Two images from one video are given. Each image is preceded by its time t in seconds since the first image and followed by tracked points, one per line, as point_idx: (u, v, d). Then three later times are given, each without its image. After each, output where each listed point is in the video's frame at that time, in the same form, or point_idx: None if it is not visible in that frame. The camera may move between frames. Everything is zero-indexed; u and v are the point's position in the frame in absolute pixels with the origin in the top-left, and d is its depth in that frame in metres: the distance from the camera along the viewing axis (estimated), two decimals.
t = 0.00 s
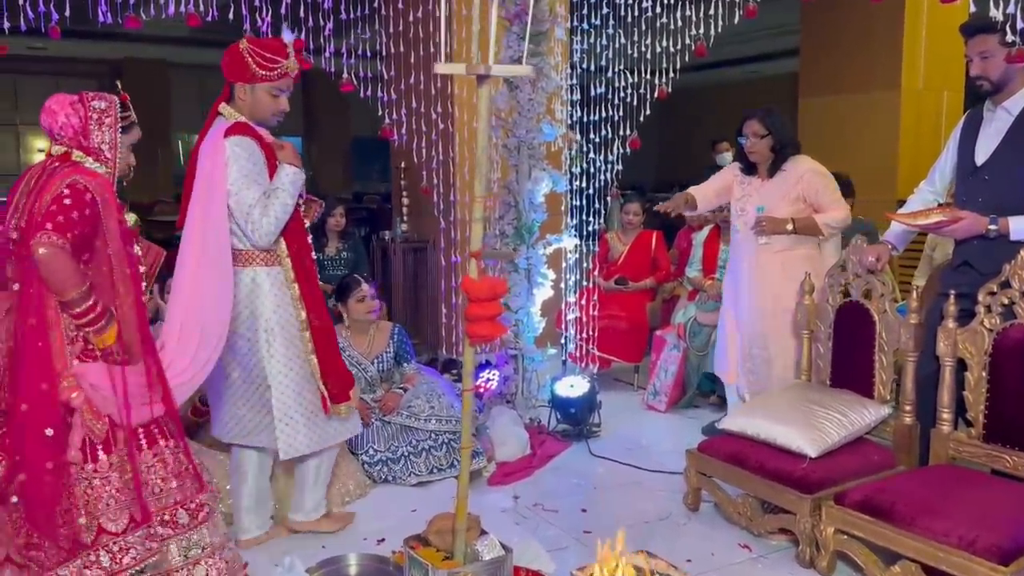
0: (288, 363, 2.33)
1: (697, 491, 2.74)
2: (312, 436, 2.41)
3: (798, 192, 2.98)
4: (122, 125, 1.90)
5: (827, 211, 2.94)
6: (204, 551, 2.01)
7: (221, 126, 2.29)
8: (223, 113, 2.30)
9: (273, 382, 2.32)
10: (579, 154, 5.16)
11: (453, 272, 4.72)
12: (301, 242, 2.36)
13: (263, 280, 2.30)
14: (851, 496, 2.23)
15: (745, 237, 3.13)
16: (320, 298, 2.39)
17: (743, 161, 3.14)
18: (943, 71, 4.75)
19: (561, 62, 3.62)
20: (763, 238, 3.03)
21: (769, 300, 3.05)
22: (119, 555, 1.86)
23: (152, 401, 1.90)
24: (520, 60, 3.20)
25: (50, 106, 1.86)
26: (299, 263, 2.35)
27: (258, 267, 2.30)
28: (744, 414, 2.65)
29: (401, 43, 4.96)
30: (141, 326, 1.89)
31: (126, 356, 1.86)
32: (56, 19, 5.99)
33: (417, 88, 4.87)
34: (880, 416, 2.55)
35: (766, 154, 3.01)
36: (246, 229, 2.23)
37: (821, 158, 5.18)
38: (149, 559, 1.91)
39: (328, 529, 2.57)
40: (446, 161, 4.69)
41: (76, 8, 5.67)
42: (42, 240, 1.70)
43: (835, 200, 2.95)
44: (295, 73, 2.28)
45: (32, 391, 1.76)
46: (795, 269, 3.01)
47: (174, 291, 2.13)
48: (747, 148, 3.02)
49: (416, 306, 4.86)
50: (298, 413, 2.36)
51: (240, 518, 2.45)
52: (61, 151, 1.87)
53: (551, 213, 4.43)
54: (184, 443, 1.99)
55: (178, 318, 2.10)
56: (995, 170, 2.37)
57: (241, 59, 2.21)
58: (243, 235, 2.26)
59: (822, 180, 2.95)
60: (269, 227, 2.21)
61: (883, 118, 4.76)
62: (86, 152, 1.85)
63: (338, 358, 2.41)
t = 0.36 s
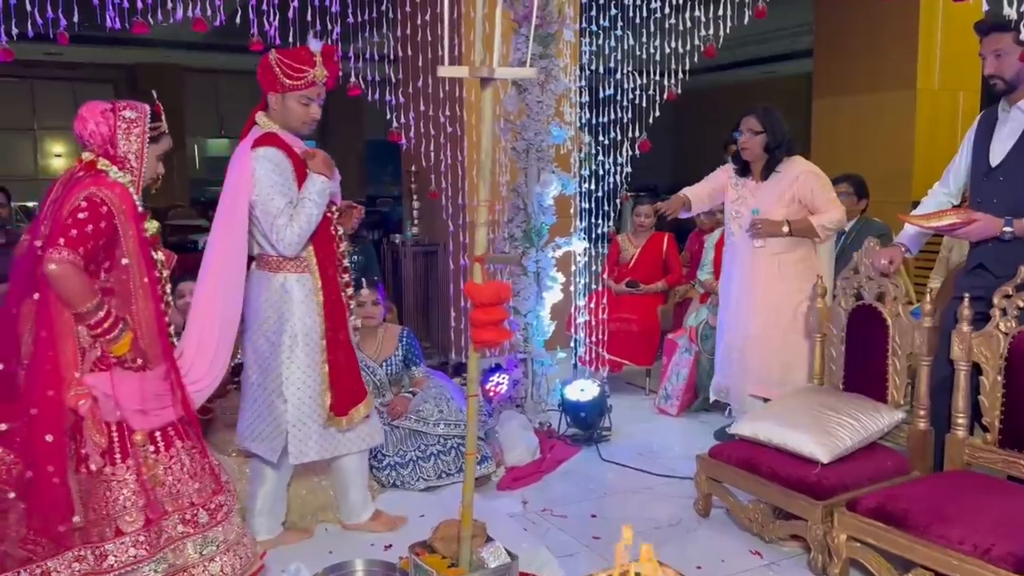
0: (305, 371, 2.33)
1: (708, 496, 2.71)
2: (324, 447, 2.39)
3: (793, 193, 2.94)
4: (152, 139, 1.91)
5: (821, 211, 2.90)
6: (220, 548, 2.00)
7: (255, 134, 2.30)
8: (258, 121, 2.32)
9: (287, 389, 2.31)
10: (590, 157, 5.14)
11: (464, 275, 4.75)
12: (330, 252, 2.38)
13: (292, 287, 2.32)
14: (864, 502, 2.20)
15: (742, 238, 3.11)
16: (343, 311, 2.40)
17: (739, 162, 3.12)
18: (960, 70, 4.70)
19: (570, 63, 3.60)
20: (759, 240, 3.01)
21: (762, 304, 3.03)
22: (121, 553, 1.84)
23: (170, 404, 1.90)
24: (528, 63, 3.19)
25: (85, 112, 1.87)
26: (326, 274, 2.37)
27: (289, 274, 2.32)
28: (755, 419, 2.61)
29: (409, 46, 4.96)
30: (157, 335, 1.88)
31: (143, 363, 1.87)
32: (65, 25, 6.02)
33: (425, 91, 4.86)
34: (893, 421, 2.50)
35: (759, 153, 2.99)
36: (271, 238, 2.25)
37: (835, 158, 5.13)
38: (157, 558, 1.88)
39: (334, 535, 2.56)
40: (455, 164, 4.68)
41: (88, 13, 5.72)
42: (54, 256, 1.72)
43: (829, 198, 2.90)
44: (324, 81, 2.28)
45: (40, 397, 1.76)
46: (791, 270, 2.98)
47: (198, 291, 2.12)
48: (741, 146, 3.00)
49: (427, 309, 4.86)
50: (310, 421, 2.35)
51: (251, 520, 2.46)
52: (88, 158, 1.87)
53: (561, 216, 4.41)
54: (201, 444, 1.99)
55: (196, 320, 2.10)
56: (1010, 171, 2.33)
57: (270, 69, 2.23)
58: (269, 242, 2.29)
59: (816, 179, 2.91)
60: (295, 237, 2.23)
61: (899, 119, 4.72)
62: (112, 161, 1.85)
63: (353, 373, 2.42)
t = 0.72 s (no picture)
0: (357, 371, 2.38)
1: (717, 500, 2.69)
2: (376, 446, 2.44)
3: (799, 195, 2.94)
4: (190, 150, 1.94)
5: (827, 213, 2.91)
6: (237, 546, 2.00)
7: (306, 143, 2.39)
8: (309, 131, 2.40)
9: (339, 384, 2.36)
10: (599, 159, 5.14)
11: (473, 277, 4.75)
12: (376, 254, 2.39)
13: (341, 289, 2.36)
14: (874, 506, 2.17)
15: (747, 241, 3.09)
16: (391, 309, 2.43)
17: (742, 165, 3.09)
18: (973, 70, 4.66)
19: (577, 65, 3.59)
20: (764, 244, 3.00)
21: (769, 307, 3.00)
22: (151, 549, 1.87)
23: (191, 403, 1.92)
24: (535, 65, 3.18)
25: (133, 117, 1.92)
26: (375, 275, 2.39)
27: (340, 276, 2.36)
28: (765, 423, 2.60)
29: (418, 49, 4.97)
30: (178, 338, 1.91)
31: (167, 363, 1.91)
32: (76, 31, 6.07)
33: (433, 94, 4.87)
34: (904, 423, 2.49)
35: (765, 157, 2.96)
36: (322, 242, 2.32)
37: (847, 159, 5.11)
38: (183, 554, 1.91)
39: (343, 538, 2.57)
40: (464, 167, 4.69)
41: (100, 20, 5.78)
42: (79, 263, 1.76)
43: (835, 200, 2.91)
44: (370, 87, 2.31)
45: (71, 397, 1.85)
46: (798, 272, 2.98)
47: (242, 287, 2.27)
48: (746, 153, 2.97)
49: (437, 313, 4.86)
50: (362, 417, 2.40)
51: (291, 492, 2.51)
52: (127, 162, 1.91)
53: (570, 218, 4.40)
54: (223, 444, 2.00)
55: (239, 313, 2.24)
56: (1021, 172, 2.31)
57: (316, 78, 2.30)
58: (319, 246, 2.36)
59: (821, 181, 2.92)
60: (342, 241, 2.28)
61: (912, 120, 4.69)
62: (148, 169, 1.89)
63: (404, 372, 2.45)
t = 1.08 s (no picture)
0: (386, 368, 2.40)
1: (724, 500, 2.70)
2: (404, 443, 2.46)
3: (806, 196, 2.93)
4: (222, 152, 2.13)
5: (835, 213, 2.90)
6: (237, 537, 2.20)
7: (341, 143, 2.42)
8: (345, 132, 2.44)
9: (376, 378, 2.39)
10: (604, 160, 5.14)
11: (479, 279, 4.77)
12: (409, 252, 2.42)
13: (373, 287, 2.39)
14: (880, 507, 2.18)
15: (754, 242, 3.09)
16: (423, 307, 2.44)
17: (748, 166, 3.09)
18: (982, 70, 4.65)
19: (583, 67, 3.60)
20: (771, 245, 3.00)
21: (779, 307, 3.00)
22: (159, 527, 2.09)
23: (206, 394, 2.14)
24: (539, 67, 3.20)
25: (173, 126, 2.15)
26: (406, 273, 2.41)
27: (370, 275, 2.39)
28: (771, 423, 2.60)
29: (424, 52, 4.99)
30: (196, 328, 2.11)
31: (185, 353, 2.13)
32: (84, 37, 6.11)
33: (439, 97, 4.89)
34: (912, 423, 2.48)
35: (772, 158, 2.97)
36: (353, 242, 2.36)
37: (855, 160, 5.10)
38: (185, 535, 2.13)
39: (352, 538, 2.58)
40: (470, 169, 4.70)
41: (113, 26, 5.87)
42: (106, 254, 1.97)
43: (842, 201, 2.90)
44: (403, 89, 2.33)
45: (96, 377, 2.07)
46: (807, 273, 2.97)
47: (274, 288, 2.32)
48: (753, 154, 2.96)
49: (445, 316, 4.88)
50: (396, 410, 2.43)
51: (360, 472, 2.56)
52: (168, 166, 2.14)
53: (576, 220, 4.41)
54: (232, 437, 2.20)
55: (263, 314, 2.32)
56: None
57: (352, 80, 2.35)
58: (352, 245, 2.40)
59: (829, 182, 2.90)
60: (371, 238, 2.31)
61: (920, 119, 4.68)
62: (183, 171, 2.10)
63: (433, 370, 2.46)
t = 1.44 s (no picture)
0: (412, 362, 2.47)
1: (725, 498, 2.71)
2: (428, 435, 2.52)
3: (807, 195, 2.96)
4: (252, 153, 2.14)
5: (835, 213, 2.93)
6: (252, 522, 2.12)
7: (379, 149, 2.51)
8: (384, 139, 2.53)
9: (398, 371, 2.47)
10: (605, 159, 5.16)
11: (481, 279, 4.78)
12: (437, 252, 2.47)
13: (405, 284, 2.46)
14: (881, 503, 2.19)
15: (753, 239, 3.11)
16: (449, 306, 2.48)
17: (750, 165, 3.11)
18: (980, 69, 4.67)
19: (583, 67, 3.62)
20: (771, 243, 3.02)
21: (780, 306, 3.02)
22: (168, 503, 2.04)
23: (229, 380, 2.11)
24: (539, 68, 3.21)
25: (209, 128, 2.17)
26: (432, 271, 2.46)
27: (404, 271, 2.46)
28: (773, 421, 2.62)
29: (426, 53, 5.01)
30: (219, 321, 2.09)
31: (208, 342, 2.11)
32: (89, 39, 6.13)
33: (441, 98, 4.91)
34: (911, 421, 2.50)
35: (772, 155, 2.99)
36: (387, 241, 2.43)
37: (855, 159, 5.12)
38: (195, 513, 2.07)
39: (355, 536, 2.60)
40: (472, 170, 4.72)
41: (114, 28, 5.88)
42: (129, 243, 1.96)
43: (843, 201, 2.94)
44: (431, 94, 2.35)
45: (118, 364, 2.02)
46: (808, 272, 2.99)
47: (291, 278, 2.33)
48: (754, 150, 2.99)
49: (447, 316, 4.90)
50: (421, 403, 2.49)
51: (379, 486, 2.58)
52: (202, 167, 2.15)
53: (577, 219, 4.42)
54: (253, 423, 2.15)
55: (275, 309, 2.29)
56: None
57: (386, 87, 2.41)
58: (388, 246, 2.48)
59: (830, 182, 2.93)
60: (400, 235, 2.38)
61: (919, 118, 4.69)
62: (214, 171, 2.11)
63: (456, 368, 2.50)
